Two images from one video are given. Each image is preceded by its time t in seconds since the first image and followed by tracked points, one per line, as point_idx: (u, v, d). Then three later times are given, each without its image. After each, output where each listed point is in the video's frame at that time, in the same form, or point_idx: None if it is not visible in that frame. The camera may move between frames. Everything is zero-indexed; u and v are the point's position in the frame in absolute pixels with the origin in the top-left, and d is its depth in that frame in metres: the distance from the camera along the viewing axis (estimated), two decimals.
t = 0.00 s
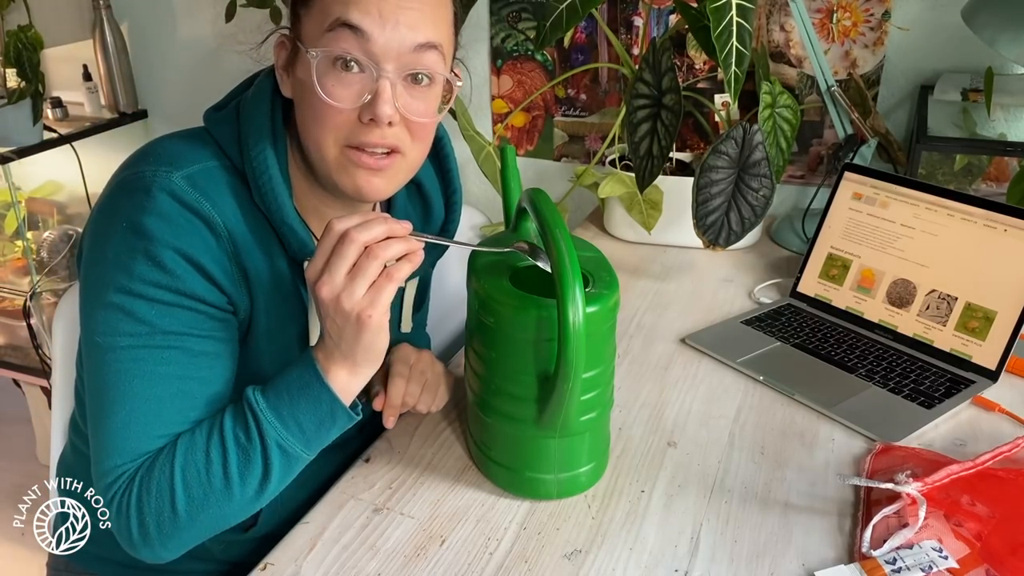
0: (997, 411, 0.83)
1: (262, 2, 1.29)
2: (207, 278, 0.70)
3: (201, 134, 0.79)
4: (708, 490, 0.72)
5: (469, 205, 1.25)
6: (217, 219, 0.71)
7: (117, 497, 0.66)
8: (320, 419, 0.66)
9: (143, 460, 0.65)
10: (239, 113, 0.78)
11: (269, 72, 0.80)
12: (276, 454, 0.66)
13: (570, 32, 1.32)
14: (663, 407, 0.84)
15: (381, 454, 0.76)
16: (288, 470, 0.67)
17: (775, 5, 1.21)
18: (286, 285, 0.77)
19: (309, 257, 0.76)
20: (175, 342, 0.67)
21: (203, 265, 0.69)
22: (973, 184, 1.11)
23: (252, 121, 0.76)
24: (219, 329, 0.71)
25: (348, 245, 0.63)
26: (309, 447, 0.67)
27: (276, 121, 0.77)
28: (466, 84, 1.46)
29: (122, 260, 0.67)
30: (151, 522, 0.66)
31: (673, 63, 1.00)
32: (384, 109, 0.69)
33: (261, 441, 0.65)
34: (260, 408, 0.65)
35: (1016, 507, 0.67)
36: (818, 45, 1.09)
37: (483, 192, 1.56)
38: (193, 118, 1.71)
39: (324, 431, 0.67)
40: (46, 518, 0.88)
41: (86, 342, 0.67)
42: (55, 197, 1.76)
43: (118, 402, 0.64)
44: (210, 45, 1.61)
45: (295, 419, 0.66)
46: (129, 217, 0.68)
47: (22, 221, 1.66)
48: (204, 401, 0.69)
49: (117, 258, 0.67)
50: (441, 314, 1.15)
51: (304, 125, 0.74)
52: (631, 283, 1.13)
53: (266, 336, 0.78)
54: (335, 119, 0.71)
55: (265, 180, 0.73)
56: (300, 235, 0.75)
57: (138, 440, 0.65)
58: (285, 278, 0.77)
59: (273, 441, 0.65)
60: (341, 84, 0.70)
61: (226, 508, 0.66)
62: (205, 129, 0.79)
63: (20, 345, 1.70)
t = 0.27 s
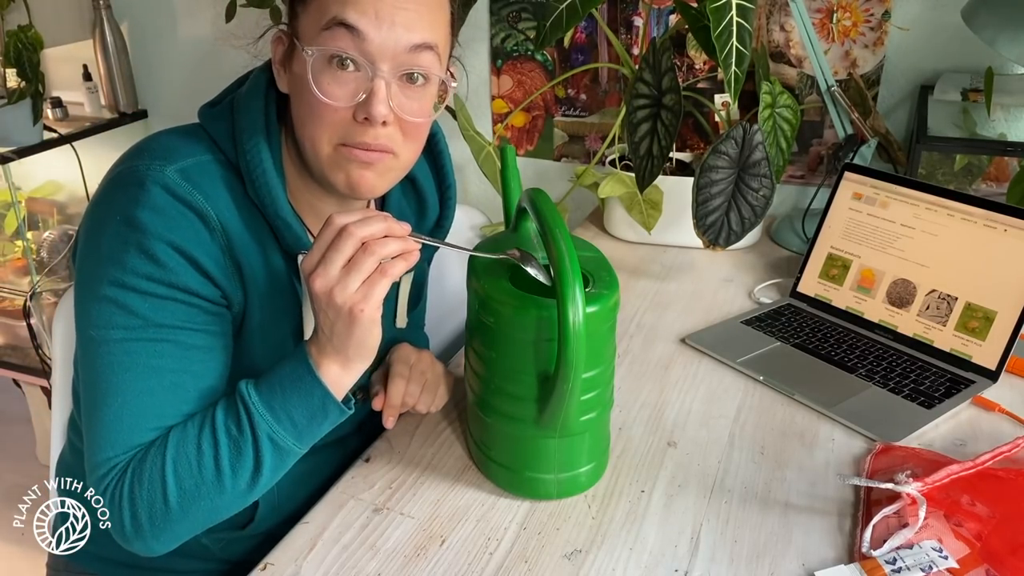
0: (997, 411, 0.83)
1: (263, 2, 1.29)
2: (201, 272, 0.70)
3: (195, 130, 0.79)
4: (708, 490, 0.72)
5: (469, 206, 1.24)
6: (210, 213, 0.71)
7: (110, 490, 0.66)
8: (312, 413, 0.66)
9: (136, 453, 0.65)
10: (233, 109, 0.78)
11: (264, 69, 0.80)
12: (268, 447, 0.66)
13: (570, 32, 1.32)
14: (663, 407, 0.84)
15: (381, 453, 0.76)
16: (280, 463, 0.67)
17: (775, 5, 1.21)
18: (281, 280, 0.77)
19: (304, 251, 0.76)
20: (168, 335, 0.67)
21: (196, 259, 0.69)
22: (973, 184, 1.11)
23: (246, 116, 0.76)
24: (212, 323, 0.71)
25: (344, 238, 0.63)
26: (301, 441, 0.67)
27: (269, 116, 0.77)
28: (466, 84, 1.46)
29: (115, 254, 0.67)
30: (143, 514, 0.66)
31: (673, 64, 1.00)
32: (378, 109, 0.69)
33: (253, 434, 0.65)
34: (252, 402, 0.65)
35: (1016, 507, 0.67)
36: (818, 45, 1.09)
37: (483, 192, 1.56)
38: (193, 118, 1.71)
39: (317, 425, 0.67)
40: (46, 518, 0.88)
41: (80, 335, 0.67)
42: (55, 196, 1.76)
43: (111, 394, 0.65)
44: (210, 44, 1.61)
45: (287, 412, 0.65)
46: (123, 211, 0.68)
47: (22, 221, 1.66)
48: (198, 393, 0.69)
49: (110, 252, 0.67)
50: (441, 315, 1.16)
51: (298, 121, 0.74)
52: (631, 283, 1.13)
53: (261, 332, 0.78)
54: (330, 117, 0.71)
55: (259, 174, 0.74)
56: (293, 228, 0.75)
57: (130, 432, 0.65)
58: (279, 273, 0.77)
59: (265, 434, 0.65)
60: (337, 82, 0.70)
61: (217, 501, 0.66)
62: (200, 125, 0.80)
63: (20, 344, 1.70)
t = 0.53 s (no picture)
0: (997, 411, 0.83)
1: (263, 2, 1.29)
2: (197, 268, 0.70)
3: (192, 128, 0.79)
4: (708, 491, 0.72)
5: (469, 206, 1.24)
6: (207, 208, 0.71)
7: (108, 486, 0.66)
8: (307, 407, 0.66)
9: (133, 448, 0.65)
10: (230, 106, 0.78)
11: (263, 66, 0.80)
12: (263, 441, 0.66)
13: (570, 32, 1.32)
14: (663, 407, 0.84)
15: (381, 453, 0.76)
16: (275, 457, 0.67)
17: (775, 5, 1.21)
18: (277, 276, 0.77)
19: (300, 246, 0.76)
20: (165, 331, 0.67)
21: (193, 255, 0.69)
22: (973, 184, 1.11)
23: (242, 111, 0.76)
24: (209, 319, 0.71)
25: (332, 229, 0.63)
26: (297, 435, 0.67)
27: (266, 112, 0.77)
28: (466, 83, 1.46)
29: (113, 249, 0.67)
30: (141, 509, 0.66)
31: (673, 64, 1.00)
32: (380, 110, 0.69)
33: (248, 428, 0.65)
34: (247, 396, 0.65)
35: (1015, 507, 0.67)
36: (818, 45, 1.09)
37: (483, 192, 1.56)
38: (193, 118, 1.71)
39: (312, 419, 0.66)
40: (47, 518, 0.88)
41: (78, 331, 0.67)
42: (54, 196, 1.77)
43: (108, 389, 0.65)
44: (210, 45, 1.61)
45: (282, 406, 0.65)
46: (120, 207, 0.68)
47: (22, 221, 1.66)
48: (195, 389, 0.69)
49: (108, 248, 0.67)
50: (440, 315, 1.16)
51: (299, 119, 0.74)
52: (631, 283, 1.13)
53: (258, 328, 0.78)
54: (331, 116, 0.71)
55: (256, 170, 0.74)
56: (290, 224, 0.75)
57: (127, 427, 0.65)
58: (276, 268, 0.77)
59: (260, 429, 0.65)
60: (339, 81, 0.70)
61: (213, 495, 0.66)
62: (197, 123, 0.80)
63: (20, 345, 1.70)
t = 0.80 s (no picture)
0: (997, 411, 0.83)
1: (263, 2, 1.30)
2: (195, 270, 0.70)
3: (189, 128, 0.79)
4: (708, 491, 0.72)
5: (469, 206, 1.24)
6: (204, 210, 0.71)
7: (107, 488, 0.66)
8: (306, 412, 0.66)
9: (131, 451, 0.65)
10: (227, 106, 0.78)
11: (259, 64, 0.80)
12: (262, 446, 0.66)
13: (570, 32, 1.32)
14: (663, 407, 0.84)
15: (381, 453, 0.76)
16: (275, 461, 0.67)
17: (775, 5, 1.21)
18: (275, 276, 0.77)
19: (297, 247, 0.76)
20: (162, 333, 0.67)
21: (191, 257, 0.69)
22: (973, 184, 1.11)
23: (238, 111, 0.76)
24: (208, 321, 0.71)
25: (335, 237, 0.63)
26: (296, 439, 0.67)
27: (263, 111, 0.77)
28: (466, 84, 1.46)
29: (110, 252, 0.67)
30: (140, 511, 0.66)
31: (673, 64, 1.00)
32: (382, 111, 0.69)
33: (246, 432, 0.65)
34: (246, 401, 0.65)
35: (1015, 507, 0.67)
36: (818, 45, 1.09)
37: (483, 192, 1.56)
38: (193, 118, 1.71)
39: (310, 425, 0.66)
40: (47, 519, 0.88)
41: (76, 333, 0.67)
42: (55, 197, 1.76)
43: (106, 392, 0.65)
44: (210, 44, 1.61)
45: (281, 411, 0.65)
46: (117, 209, 0.68)
47: (23, 221, 1.66)
48: (194, 391, 0.69)
49: (105, 250, 0.67)
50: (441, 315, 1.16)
51: (300, 122, 0.74)
52: (631, 282, 1.13)
53: (256, 328, 0.78)
54: (333, 117, 0.71)
55: (253, 170, 0.74)
56: (287, 224, 0.75)
57: (126, 430, 0.65)
58: (274, 269, 0.77)
59: (258, 434, 0.65)
60: (341, 83, 0.69)
61: (212, 499, 0.66)
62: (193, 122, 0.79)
63: (20, 345, 1.70)
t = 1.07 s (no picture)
0: (997, 411, 0.83)
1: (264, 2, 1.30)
2: (205, 273, 0.70)
3: (203, 124, 0.78)
4: (708, 490, 0.72)
5: (468, 205, 1.23)
6: (219, 210, 0.71)
7: (96, 483, 0.67)
8: (297, 435, 0.66)
9: (122, 450, 0.66)
10: (240, 103, 0.78)
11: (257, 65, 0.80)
12: (252, 463, 0.66)
13: (570, 32, 1.32)
14: (663, 407, 0.84)
15: (381, 453, 0.76)
16: (262, 477, 0.67)
17: (775, 5, 1.21)
18: (282, 281, 0.77)
19: (313, 245, 0.75)
20: (163, 335, 0.67)
21: (202, 260, 0.69)
22: (973, 184, 1.11)
23: (254, 109, 0.76)
24: (212, 324, 0.71)
25: (341, 279, 0.61)
26: (285, 458, 0.67)
27: (278, 111, 0.77)
28: (466, 84, 1.46)
29: (120, 249, 0.67)
30: (124, 509, 0.67)
31: (673, 63, 1.00)
32: (385, 101, 0.69)
33: (238, 450, 0.65)
34: (240, 417, 0.66)
35: (1015, 507, 0.67)
36: (818, 44, 1.09)
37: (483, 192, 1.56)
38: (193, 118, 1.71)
39: (301, 447, 0.67)
40: (47, 518, 0.88)
41: (78, 327, 0.67)
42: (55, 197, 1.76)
43: (103, 390, 0.65)
44: (210, 44, 1.62)
45: (273, 430, 0.66)
46: (131, 205, 0.68)
47: (22, 221, 1.66)
48: (190, 395, 0.69)
49: (115, 247, 0.67)
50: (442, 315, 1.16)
51: (300, 123, 0.73)
52: (631, 282, 1.13)
53: (268, 330, 0.78)
54: (333, 114, 0.70)
55: (272, 169, 0.74)
56: (304, 223, 0.75)
57: (117, 429, 0.65)
58: (282, 274, 0.77)
59: (249, 452, 0.65)
60: (338, 80, 0.69)
61: (197, 507, 0.67)
62: (207, 117, 0.79)
63: (20, 344, 1.70)
